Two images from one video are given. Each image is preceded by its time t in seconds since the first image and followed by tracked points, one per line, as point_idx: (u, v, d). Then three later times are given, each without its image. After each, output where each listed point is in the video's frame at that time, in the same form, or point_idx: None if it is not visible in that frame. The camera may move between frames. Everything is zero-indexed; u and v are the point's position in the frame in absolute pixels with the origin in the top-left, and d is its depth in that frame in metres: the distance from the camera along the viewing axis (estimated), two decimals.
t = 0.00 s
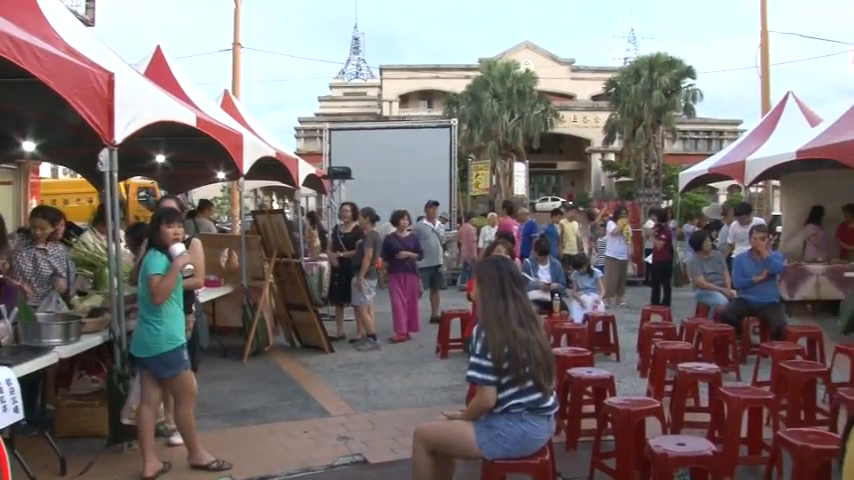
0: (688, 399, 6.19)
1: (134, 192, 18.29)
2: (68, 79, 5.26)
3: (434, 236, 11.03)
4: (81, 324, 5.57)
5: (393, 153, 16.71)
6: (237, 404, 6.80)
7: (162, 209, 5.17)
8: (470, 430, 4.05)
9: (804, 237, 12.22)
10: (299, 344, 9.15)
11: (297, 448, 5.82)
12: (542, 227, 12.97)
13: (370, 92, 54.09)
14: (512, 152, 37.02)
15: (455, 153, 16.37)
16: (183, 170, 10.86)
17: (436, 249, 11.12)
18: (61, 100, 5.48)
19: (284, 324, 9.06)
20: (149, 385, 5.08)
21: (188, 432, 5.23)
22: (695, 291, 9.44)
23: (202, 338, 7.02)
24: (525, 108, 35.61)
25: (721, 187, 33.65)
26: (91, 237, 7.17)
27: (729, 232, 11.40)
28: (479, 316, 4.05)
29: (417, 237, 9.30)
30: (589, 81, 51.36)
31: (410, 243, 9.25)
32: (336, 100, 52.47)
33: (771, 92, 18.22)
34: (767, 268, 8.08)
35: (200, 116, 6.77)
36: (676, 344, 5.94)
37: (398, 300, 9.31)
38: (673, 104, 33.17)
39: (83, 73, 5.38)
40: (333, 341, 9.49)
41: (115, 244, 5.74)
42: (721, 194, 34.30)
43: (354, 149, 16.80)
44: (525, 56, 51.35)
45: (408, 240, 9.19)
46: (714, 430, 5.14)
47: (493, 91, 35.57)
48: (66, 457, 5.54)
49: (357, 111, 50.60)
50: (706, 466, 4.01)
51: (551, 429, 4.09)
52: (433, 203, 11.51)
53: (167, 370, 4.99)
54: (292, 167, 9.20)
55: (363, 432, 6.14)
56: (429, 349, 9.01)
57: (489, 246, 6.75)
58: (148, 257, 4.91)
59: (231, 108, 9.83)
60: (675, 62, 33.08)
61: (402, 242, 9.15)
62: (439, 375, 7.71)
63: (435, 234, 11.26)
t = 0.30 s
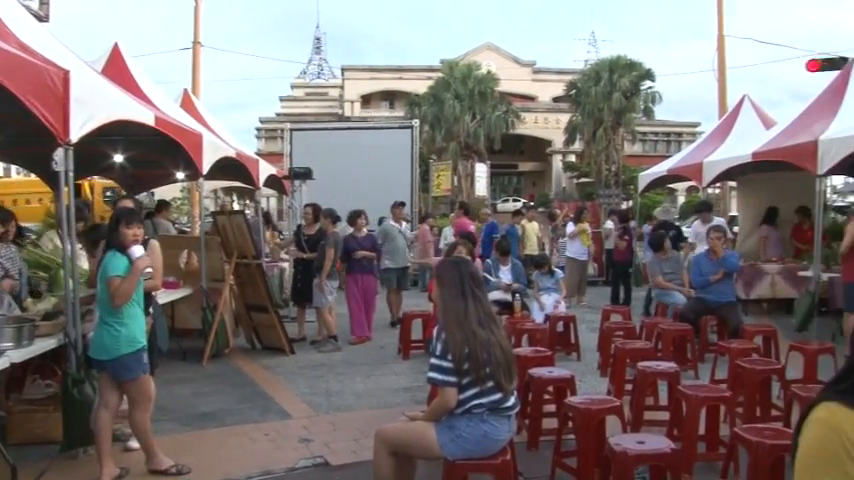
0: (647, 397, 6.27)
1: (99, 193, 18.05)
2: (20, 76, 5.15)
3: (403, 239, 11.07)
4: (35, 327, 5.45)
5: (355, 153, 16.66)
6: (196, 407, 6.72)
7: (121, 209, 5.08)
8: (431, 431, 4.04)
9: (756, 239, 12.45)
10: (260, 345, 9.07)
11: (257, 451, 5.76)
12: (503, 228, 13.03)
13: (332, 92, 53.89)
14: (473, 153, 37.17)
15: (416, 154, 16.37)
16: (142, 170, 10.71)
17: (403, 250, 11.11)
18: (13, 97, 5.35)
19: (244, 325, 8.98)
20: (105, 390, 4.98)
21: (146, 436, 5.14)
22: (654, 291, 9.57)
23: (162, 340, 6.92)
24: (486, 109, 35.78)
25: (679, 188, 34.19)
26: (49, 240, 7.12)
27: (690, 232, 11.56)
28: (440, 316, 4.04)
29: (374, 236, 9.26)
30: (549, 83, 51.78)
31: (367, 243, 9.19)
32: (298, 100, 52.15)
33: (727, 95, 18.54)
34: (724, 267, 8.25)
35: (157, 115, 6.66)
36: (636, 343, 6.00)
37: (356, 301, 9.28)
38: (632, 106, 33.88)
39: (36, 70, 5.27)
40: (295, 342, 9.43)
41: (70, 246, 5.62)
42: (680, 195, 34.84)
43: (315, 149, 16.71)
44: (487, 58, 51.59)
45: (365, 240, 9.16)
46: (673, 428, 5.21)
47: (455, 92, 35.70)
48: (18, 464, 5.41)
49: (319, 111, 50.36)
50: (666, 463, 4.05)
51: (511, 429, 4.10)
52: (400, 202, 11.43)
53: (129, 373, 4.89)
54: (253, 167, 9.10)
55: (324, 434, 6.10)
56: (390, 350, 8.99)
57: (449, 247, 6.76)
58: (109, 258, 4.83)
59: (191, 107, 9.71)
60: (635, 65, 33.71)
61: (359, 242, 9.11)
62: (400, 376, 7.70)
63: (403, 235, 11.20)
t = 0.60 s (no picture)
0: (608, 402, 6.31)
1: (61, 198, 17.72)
2: None
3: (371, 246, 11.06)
4: None
5: (319, 159, 16.60)
6: (156, 416, 6.62)
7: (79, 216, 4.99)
8: (395, 438, 4.03)
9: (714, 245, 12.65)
10: (222, 353, 8.98)
11: (219, 459, 5.69)
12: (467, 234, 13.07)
13: (295, 97, 53.63)
14: (436, 159, 37.22)
15: (380, 160, 16.38)
16: (101, 176, 10.54)
17: (371, 257, 11.11)
18: None
19: (206, 333, 8.88)
20: (62, 400, 4.89)
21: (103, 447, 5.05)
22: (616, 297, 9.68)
23: (120, 348, 6.81)
24: (449, 115, 35.89)
25: (641, 194, 34.64)
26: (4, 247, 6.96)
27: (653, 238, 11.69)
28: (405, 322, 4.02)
29: (334, 243, 9.23)
30: (512, 89, 52.13)
31: (326, 249, 9.16)
32: (260, 105, 51.74)
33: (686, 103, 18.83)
34: (683, 273, 8.36)
35: (117, 119, 6.56)
36: (597, 349, 6.05)
37: (317, 308, 9.24)
38: (594, 113, 34.32)
39: None
40: (257, 349, 9.34)
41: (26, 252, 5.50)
42: (641, 201, 35.26)
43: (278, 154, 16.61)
44: (451, 64, 51.77)
45: (324, 246, 9.13)
46: (635, 431, 5.25)
47: (418, 98, 35.77)
48: None
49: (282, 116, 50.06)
50: (627, 467, 4.09)
51: (475, 436, 4.09)
52: (365, 209, 11.42)
53: (88, 382, 4.81)
54: (214, 173, 9.01)
55: (287, 442, 6.05)
56: (353, 357, 8.96)
57: (411, 253, 6.77)
58: (68, 265, 4.75)
59: (152, 111, 9.59)
60: (597, 72, 34.15)
61: (319, 248, 9.05)
62: (364, 382, 7.67)
63: (370, 243, 11.19)
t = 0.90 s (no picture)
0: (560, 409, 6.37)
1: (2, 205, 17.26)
2: None
3: (328, 256, 11.07)
4: None
5: (272, 167, 16.49)
6: (103, 429, 6.49)
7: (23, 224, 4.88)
8: (347, 447, 4.01)
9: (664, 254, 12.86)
10: (172, 363, 8.85)
11: (168, 472, 5.59)
12: (420, 242, 13.09)
13: (248, 104, 53.17)
14: (390, 168, 37.22)
15: (334, 168, 16.33)
16: (46, 183, 10.31)
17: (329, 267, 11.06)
18: None
19: (156, 343, 8.74)
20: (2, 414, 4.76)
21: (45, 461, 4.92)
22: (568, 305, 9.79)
23: (66, 359, 6.67)
24: (403, 123, 35.95)
25: (592, 202, 35.09)
26: None
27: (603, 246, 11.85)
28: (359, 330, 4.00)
29: (286, 253, 9.18)
30: (466, 98, 52.44)
31: (278, 260, 9.09)
32: (212, 112, 51.14)
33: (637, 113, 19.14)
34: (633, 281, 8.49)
35: (64, 125, 6.43)
36: (549, 356, 6.11)
37: (269, 318, 9.17)
38: (547, 123, 34.67)
39: None
40: (208, 359, 9.22)
41: None
42: (593, 209, 35.72)
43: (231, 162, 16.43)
44: (405, 73, 51.88)
45: (275, 256, 9.07)
46: (586, 438, 5.32)
47: (372, 106, 35.78)
48: None
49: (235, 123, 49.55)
50: (578, 473, 4.13)
51: (427, 444, 4.09)
52: (320, 217, 11.39)
53: (31, 393, 4.69)
54: (166, 180, 8.89)
55: (238, 453, 5.98)
56: (306, 366, 8.89)
57: (362, 261, 6.77)
58: (10, 274, 4.63)
59: (100, 117, 9.43)
60: (549, 82, 34.59)
61: (270, 259, 9.01)
62: (317, 392, 7.63)
63: (328, 252, 11.18)
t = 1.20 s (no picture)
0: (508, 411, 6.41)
1: None
2: None
3: (279, 259, 10.97)
4: None
5: (220, 169, 16.30)
6: (44, 438, 6.34)
7: None
8: (296, 451, 3.97)
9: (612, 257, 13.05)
10: (116, 369, 8.69)
11: None
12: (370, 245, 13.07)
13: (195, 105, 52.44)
14: (340, 171, 37.08)
15: (283, 171, 16.22)
16: None
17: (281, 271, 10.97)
18: None
19: (100, 349, 8.56)
20: None
21: None
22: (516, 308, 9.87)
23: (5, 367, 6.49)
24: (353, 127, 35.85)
25: (541, 206, 35.44)
26: None
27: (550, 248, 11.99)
28: (316, 333, 4.00)
29: (236, 257, 9.06)
30: (416, 102, 52.57)
31: (228, 264, 8.96)
32: (158, 113, 50.29)
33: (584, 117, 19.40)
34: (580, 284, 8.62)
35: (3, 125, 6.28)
36: (498, 359, 6.16)
37: (218, 322, 9.06)
38: (496, 127, 34.97)
39: None
40: (154, 365, 9.08)
41: None
42: (542, 212, 36.12)
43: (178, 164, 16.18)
44: (355, 76, 51.78)
45: (225, 260, 8.94)
46: (535, 439, 5.37)
47: (322, 109, 35.65)
48: None
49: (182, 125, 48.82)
50: (527, 475, 4.16)
51: (376, 449, 4.09)
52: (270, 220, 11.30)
53: None
54: (110, 182, 8.73)
55: (185, 460, 5.89)
56: (254, 371, 8.80)
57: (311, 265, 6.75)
58: None
59: (41, 117, 9.21)
60: (499, 87, 34.91)
61: (219, 262, 8.88)
62: (265, 397, 7.56)
63: (279, 255, 11.07)
